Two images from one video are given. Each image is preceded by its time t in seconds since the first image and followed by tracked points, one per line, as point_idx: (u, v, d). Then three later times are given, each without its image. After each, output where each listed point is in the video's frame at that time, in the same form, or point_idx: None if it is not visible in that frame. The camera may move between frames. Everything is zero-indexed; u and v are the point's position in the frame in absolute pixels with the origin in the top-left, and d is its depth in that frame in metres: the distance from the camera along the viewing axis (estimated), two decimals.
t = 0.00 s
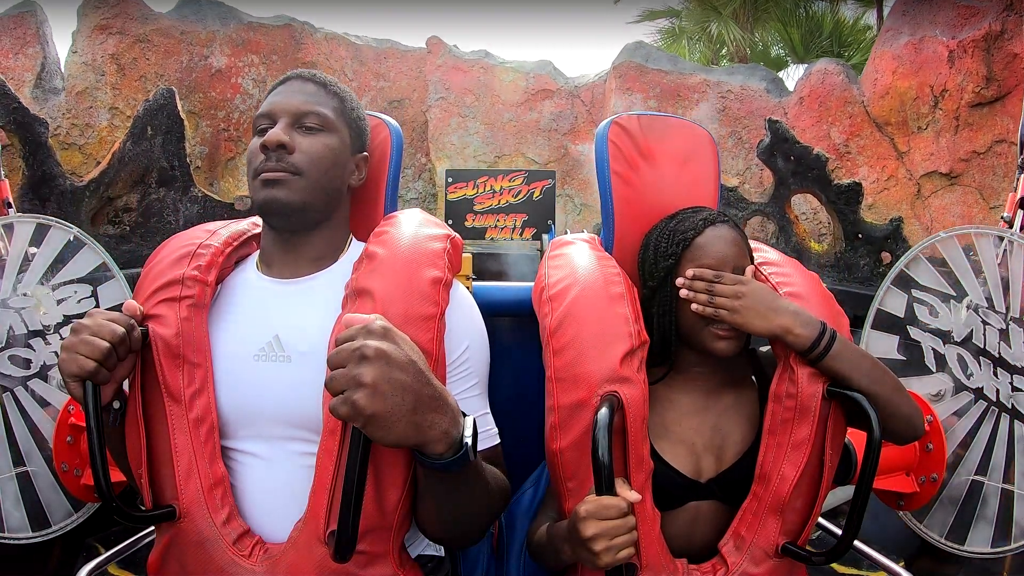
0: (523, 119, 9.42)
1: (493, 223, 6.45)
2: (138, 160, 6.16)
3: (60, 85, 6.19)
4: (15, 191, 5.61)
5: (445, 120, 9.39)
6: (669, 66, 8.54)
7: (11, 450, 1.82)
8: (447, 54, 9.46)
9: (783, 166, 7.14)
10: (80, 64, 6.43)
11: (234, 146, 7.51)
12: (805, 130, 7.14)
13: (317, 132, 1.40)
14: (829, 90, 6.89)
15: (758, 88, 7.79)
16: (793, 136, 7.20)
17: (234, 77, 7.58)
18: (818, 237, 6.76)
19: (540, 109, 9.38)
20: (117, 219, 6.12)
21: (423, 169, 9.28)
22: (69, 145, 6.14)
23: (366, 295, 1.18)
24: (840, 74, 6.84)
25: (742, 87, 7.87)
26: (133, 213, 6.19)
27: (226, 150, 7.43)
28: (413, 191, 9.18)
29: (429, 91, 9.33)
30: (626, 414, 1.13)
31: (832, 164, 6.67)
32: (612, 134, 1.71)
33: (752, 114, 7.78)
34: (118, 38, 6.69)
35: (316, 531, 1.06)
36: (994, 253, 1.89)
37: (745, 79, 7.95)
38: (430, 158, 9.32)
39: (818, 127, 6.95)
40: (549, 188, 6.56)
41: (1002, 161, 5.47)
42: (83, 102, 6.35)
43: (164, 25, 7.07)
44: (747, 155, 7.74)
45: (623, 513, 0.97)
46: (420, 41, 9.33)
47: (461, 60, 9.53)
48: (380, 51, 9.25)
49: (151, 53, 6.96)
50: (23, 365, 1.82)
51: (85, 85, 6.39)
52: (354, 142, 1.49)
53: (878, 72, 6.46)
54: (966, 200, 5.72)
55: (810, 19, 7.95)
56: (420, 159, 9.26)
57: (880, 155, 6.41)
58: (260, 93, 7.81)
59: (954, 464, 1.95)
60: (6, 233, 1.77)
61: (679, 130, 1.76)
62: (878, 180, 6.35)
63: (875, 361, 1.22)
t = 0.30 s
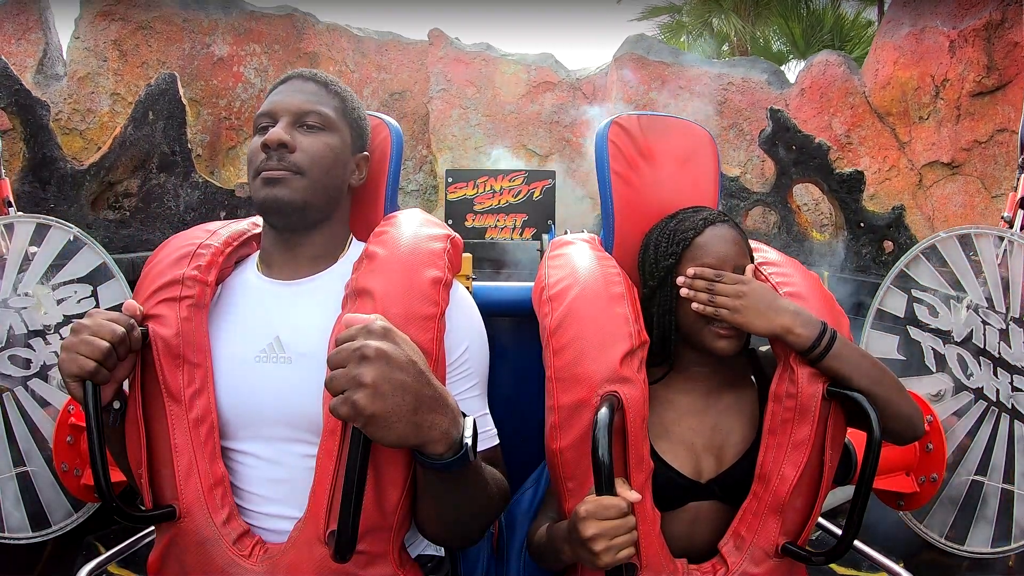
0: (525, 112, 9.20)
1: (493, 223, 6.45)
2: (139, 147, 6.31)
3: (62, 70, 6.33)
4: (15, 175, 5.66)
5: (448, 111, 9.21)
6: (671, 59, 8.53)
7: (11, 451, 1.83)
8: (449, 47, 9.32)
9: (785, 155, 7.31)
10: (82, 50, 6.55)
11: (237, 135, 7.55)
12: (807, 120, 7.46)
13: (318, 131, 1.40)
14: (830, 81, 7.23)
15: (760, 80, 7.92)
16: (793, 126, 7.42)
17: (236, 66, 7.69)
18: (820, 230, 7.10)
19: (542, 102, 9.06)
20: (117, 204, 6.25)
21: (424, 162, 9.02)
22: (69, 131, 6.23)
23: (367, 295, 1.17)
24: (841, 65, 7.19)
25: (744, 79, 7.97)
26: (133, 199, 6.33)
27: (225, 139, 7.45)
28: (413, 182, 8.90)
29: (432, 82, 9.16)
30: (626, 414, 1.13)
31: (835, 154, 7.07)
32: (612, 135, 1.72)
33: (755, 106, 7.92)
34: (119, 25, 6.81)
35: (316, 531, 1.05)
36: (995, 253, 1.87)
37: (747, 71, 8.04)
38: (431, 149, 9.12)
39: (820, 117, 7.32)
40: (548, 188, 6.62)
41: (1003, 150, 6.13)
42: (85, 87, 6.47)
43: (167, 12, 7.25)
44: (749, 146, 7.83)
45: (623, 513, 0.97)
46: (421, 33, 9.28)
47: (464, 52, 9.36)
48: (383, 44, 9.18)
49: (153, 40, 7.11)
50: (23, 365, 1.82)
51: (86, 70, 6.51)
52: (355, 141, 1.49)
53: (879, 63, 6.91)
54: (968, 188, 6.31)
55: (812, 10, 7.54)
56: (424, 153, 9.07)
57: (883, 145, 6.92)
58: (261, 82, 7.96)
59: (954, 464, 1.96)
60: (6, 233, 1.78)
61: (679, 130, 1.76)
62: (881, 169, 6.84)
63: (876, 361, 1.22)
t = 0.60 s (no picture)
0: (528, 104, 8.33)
1: (493, 223, 6.39)
2: (139, 131, 5.58)
3: (63, 56, 5.77)
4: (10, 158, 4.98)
5: (450, 103, 8.33)
6: (671, 51, 7.97)
7: (11, 451, 1.82)
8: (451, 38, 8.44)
9: (788, 145, 7.11)
10: (83, 35, 5.96)
11: (238, 124, 6.79)
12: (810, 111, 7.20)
13: (317, 131, 1.40)
14: (832, 72, 7.02)
15: (762, 71, 7.50)
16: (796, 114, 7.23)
17: (239, 54, 6.92)
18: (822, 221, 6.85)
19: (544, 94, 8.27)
20: (117, 188, 5.54)
21: (426, 152, 8.26)
22: (71, 116, 5.65)
23: (367, 296, 1.17)
24: (844, 55, 6.99)
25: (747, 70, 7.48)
26: (135, 183, 5.60)
27: (226, 124, 6.73)
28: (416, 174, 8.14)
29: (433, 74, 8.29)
30: (626, 414, 1.13)
31: (837, 143, 6.88)
32: (612, 135, 1.72)
33: (757, 98, 7.43)
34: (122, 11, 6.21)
35: (316, 531, 1.06)
36: (995, 253, 1.86)
37: (749, 62, 7.58)
38: (433, 140, 8.27)
39: (822, 108, 7.09)
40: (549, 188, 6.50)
41: (1005, 139, 6.16)
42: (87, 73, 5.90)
43: None
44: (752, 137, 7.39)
45: (623, 513, 0.97)
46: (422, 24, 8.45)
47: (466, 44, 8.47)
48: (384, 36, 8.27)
49: (155, 27, 6.49)
50: (23, 365, 1.82)
51: (89, 55, 5.94)
52: (354, 142, 1.50)
53: (881, 53, 6.78)
54: (970, 177, 6.32)
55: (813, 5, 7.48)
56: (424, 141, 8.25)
57: (887, 134, 6.78)
58: (264, 71, 7.18)
59: (954, 464, 1.97)
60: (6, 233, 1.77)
61: (679, 130, 1.76)
62: (885, 159, 6.74)
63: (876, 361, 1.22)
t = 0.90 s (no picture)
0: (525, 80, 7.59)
1: (493, 223, 6.18)
2: (137, 115, 4.71)
3: (63, 39, 4.37)
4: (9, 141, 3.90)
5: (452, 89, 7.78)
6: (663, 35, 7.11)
7: (11, 451, 1.82)
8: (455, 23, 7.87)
9: (791, 130, 6.58)
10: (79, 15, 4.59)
11: (238, 110, 5.92)
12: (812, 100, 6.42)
13: (317, 130, 1.40)
14: (836, 59, 6.16)
15: (764, 59, 6.71)
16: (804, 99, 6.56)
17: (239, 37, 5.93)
18: (822, 207, 6.20)
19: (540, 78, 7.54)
20: (116, 171, 4.60)
21: (428, 140, 7.90)
22: (69, 98, 4.32)
23: (367, 296, 1.17)
24: (848, 42, 6.07)
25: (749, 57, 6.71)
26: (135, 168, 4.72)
27: (227, 109, 5.80)
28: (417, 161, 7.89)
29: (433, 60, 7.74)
30: (626, 414, 1.13)
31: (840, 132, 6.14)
32: (612, 134, 1.71)
33: (761, 87, 6.76)
34: None
35: (316, 531, 1.06)
36: (995, 253, 1.87)
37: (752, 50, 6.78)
38: (435, 128, 7.85)
39: (826, 96, 6.26)
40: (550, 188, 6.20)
41: (1013, 125, 5.14)
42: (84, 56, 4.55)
43: None
44: (755, 124, 6.85)
45: (623, 513, 0.97)
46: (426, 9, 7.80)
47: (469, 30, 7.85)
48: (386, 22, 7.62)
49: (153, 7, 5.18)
50: (23, 365, 1.82)
51: (87, 37, 4.58)
52: (354, 141, 1.50)
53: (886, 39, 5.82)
54: (975, 165, 5.35)
55: None
56: (424, 128, 7.84)
57: (889, 122, 5.88)
58: (265, 57, 6.25)
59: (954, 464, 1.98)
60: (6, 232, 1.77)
61: (679, 130, 1.76)
62: (887, 147, 5.86)
63: (876, 362, 1.22)
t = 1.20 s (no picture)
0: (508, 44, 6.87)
1: (493, 223, 5.62)
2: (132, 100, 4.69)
3: (52, 18, 4.20)
4: None
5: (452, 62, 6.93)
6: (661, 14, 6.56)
7: (11, 450, 1.82)
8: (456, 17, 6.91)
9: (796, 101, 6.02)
10: None
11: (233, 88, 5.88)
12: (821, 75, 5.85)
13: (317, 130, 1.40)
14: (846, 35, 5.61)
15: (772, 36, 6.17)
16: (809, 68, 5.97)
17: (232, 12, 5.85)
18: (833, 187, 5.58)
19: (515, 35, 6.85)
20: (106, 151, 4.52)
21: (425, 118, 7.17)
22: (58, 79, 4.20)
23: (367, 296, 1.17)
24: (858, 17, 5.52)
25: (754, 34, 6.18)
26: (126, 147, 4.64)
27: (218, 90, 5.74)
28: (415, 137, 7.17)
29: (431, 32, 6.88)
30: (626, 414, 1.13)
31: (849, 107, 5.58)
32: (612, 135, 1.71)
33: (766, 64, 6.19)
34: None
35: (316, 531, 1.06)
36: (994, 252, 1.84)
37: (757, 27, 6.26)
38: (435, 104, 7.11)
39: (836, 73, 5.71)
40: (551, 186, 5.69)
41: None
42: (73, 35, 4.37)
43: None
44: (762, 101, 6.22)
45: (623, 513, 0.97)
46: None
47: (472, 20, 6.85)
48: None
49: None
50: (23, 365, 1.82)
51: (75, 14, 4.38)
52: (354, 141, 1.50)
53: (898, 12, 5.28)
54: (986, 147, 4.88)
55: None
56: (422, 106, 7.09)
57: (899, 102, 5.36)
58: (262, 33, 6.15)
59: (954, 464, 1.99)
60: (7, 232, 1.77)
61: (678, 130, 1.76)
62: (895, 126, 5.34)
63: (876, 362, 1.22)
